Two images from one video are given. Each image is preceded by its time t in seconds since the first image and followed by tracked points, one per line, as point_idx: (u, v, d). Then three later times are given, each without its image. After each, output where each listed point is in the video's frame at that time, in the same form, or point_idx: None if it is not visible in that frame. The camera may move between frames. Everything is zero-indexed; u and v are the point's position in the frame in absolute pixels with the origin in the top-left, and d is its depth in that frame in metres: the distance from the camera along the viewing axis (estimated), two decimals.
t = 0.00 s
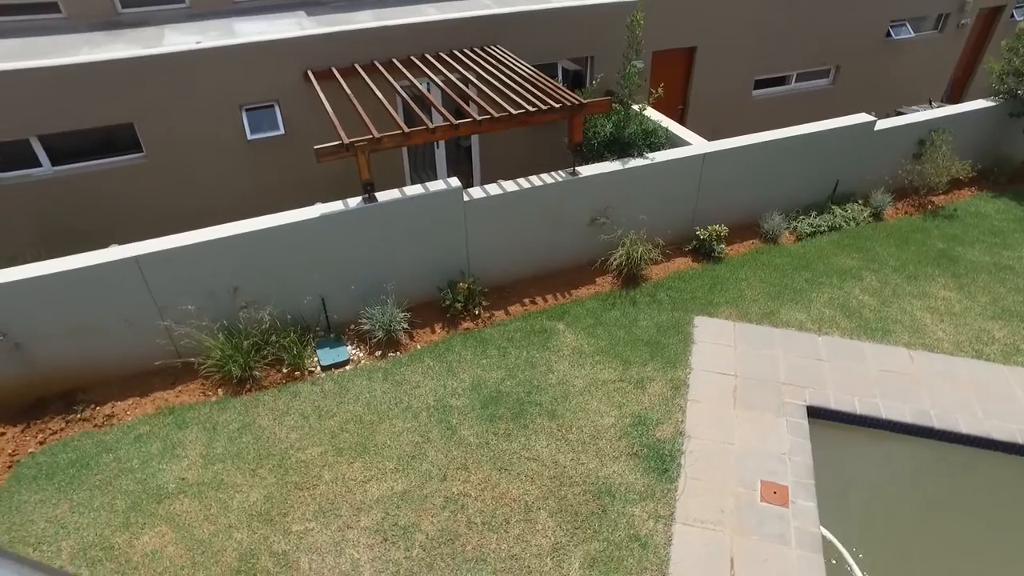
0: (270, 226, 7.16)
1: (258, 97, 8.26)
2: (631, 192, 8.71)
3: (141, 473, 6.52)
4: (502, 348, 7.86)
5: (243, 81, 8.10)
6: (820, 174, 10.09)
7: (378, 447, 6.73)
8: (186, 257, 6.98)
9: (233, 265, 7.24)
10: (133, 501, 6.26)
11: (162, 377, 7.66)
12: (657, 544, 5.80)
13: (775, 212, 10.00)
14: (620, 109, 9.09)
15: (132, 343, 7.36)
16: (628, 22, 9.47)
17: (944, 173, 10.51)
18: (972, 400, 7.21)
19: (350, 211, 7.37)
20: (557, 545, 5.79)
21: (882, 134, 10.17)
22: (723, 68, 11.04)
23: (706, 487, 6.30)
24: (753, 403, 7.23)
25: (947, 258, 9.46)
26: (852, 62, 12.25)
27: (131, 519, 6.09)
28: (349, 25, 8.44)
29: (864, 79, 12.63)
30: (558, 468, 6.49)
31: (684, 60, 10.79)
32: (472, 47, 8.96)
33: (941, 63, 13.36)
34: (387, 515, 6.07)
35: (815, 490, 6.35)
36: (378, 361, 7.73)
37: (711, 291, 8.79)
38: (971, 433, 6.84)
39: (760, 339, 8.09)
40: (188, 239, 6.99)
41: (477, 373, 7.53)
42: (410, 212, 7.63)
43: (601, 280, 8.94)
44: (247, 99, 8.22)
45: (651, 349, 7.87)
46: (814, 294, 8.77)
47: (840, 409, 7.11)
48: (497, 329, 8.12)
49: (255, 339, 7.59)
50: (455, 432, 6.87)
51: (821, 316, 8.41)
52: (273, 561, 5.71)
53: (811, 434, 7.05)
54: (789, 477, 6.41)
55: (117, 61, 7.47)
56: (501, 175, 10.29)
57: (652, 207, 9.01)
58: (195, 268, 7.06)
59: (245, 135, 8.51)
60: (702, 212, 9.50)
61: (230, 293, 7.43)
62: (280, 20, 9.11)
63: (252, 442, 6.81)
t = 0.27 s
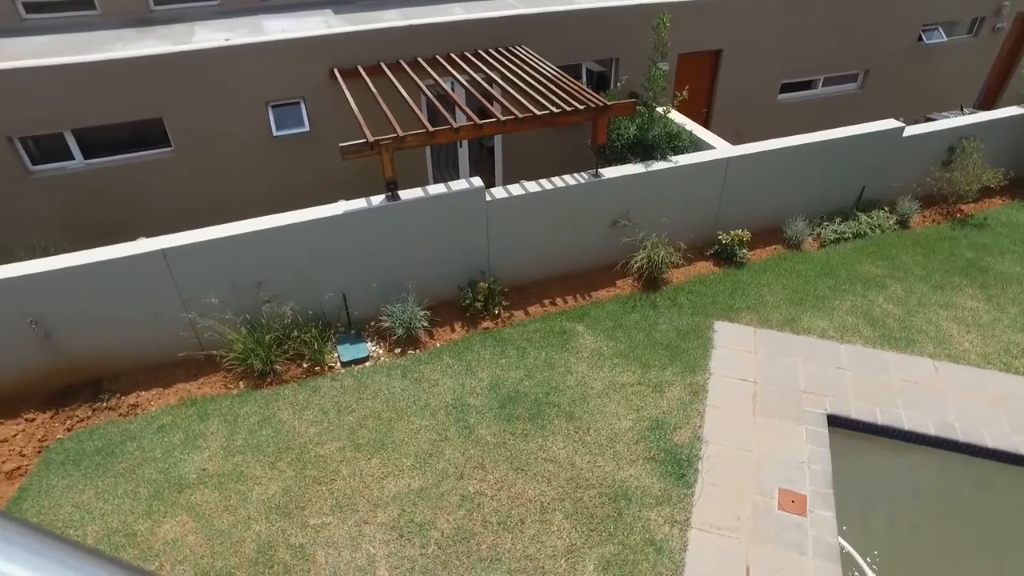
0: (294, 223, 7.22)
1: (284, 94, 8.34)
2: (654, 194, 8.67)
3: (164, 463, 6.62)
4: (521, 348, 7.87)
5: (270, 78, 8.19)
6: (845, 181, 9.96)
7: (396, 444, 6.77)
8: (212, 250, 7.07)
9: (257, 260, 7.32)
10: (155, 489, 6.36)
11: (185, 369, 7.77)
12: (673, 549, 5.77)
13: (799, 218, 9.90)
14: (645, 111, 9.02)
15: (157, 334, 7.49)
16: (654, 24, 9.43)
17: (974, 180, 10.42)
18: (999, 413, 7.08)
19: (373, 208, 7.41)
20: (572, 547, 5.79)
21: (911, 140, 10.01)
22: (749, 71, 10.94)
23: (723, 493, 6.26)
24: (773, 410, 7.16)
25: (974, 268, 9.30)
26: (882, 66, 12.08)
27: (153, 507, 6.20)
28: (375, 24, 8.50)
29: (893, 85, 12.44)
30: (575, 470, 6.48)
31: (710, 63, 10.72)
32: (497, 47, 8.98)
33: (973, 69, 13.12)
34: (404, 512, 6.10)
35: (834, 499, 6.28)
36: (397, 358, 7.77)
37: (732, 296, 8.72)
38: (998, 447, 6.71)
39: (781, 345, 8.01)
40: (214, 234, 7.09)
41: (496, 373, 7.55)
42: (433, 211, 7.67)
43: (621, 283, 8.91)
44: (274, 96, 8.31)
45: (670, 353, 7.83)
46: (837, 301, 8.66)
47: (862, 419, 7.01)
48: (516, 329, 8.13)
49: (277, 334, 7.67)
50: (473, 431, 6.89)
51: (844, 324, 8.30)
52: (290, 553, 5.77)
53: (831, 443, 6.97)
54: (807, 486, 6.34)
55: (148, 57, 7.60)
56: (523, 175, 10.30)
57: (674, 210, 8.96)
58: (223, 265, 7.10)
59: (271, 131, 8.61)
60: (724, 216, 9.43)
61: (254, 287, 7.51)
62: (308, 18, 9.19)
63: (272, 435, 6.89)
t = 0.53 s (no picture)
0: (317, 219, 7.29)
1: (309, 91, 8.42)
2: (676, 198, 8.62)
3: (185, 454, 6.72)
4: (540, 349, 7.87)
5: (296, 76, 8.27)
6: (871, 187, 9.83)
7: (413, 441, 6.80)
8: (236, 245, 7.16)
9: (280, 255, 7.39)
10: (176, 480, 6.45)
11: (207, 361, 7.88)
12: (688, 555, 5.74)
13: (823, 224, 9.78)
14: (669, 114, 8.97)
15: (181, 326, 7.61)
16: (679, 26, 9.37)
17: (1004, 190, 10.26)
18: None
19: (396, 207, 7.46)
20: (586, 549, 5.78)
21: (939, 147, 9.85)
22: (775, 75, 10.83)
23: (739, 500, 6.21)
24: (793, 418, 7.08)
25: (1003, 278, 9.12)
26: (911, 71, 11.88)
27: (174, 497, 6.29)
28: (401, 24, 8.54)
29: (923, 90, 12.24)
30: (591, 473, 6.47)
31: (735, 65, 10.63)
32: (521, 47, 8.98)
33: (1006, 74, 12.85)
34: (419, 509, 6.14)
35: (852, 510, 6.20)
36: (415, 356, 7.81)
37: (753, 301, 8.64)
38: None
39: (802, 353, 7.92)
40: (238, 229, 7.18)
41: (513, 373, 7.55)
42: (454, 210, 7.69)
43: (641, 286, 8.87)
44: (299, 94, 8.39)
45: (689, 358, 7.78)
46: (860, 309, 8.55)
47: (883, 430, 6.91)
48: (535, 330, 8.12)
49: (298, 329, 7.74)
50: (489, 431, 6.90)
51: (866, 333, 8.18)
52: (307, 546, 5.83)
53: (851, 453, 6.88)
54: (825, 496, 6.26)
55: (178, 53, 7.71)
56: (545, 176, 10.28)
57: (696, 214, 8.90)
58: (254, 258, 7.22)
59: (295, 128, 8.69)
60: (747, 220, 9.34)
61: (276, 282, 7.59)
62: (334, 17, 9.26)
63: (291, 429, 6.96)
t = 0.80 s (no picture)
0: (337, 217, 7.34)
1: (332, 89, 8.48)
2: (696, 201, 8.57)
3: (203, 446, 6.79)
4: (556, 350, 7.86)
5: (319, 74, 8.33)
6: (895, 193, 9.69)
7: (428, 439, 6.83)
8: (258, 241, 7.23)
9: (300, 252, 7.45)
10: (194, 472, 6.53)
11: (226, 355, 7.97)
12: (701, 561, 5.70)
13: (844, 230, 9.67)
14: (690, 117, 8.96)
15: (201, 320, 7.71)
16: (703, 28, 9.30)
17: None
18: None
19: (416, 206, 7.49)
20: (599, 552, 5.76)
21: (966, 154, 9.69)
22: (799, 79, 10.73)
23: (753, 507, 6.15)
24: (811, 425, 7.01)
25: None
26: (938, 76, 11.70)
27: (191, 488, 6.37)
28: (424, 23, 8.56)
29: (950, 95, 12.04)
30: (605, 476, 6.45)
31: (758, 68, 10.54)
32: (543, 48, 8.97)
33: None
34: (432, 507, 6.16)
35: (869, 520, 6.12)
36: (432, 355, 7.84)
37: (772, 307, 8.56)
38: None
39: (821, 360, 7.83)
40: (259, 225, 7.25)
41: (529, 374, 7.55)
42: (473, 210, 7.71)
43: (659, 289, 8.82)
44: (322, 92, 8.45)
45: (706, 363, 7.73)
46: (880, 317, 8.43)
47: (902, 440, 6.81)
48: (551, 332, 8.12)
49: (316, 325, 7.80)
50: (504, 431, 6.91)
51: (886, 342, 8.07)
52: (320, 542, 5.87)
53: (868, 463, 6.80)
54: (842, 506, 6.19)
55: (204, 50, 7.81)
56: (564, 177, 10.27)
57: (716, 218, 8.84)
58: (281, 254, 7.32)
59: (318, 126, 8.74)
60: (767, 225, 9.26)
61: (295, 279, 7.65)
62: (358, 15, 9.31)
63: (307, 425, 7.02)
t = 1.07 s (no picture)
0: (354, 215, 7.37)
1: (351, 88, 8.52)
2: (713, 205, 8.51)
3: (219, 440, 6.86)
4: (570, 352, 7.85)
5: (339, 73, 8.37)
6: (916, 199, 9.57)
7: (441, 438, 6.85)
8: (276, 238, 7.29)
9: (317, 249, 7.50)
10: (210, 465, 6.59)
11: (243, 350, 8.04)
12: (712, 567, 5.67)
13: (864, 236, 9.57)
14: (709, 121, 8.95)
15: (220, 315, 7.79)
16: (724, 30, 9.24)
17: None
18: None
19: (433, 205, 7.51)
20: (610, 555, 5.75)
21: (990, 161, 9.54)
22: (820, 83, 10.63)
23: (767, 514, 6.10)
24: (826, 433, 6.95)
25: None
26: (963, 81, 11.52)
27: (206, 482, 6.43)
28: (444, 23, 8.58)
29: (975, 101, 11.86)
30: (617, 479, 6.43)
31: (779, 72, 10.47)
32: (563, 50, 8.96)
33: None
34: (444, 506, 6.17)
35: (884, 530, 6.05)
36: (446, 354, 7.86)
37: (789, 312, 8.49)
38: None
39: (838, 367, 7.76)
40: (277, 222, 7.31)
41: (543, 375, 7.55)
42: (490, 210, 7.71)
43: (675, 292, 8.78)
44: (342, 90, 8.50)
45: (721, 367, 7.68)
46: (899, 325, 8.33)
47: (919, 450, 6.73)
48: (566, 333, 8.10)
49: (332, 322, 7.84)
50: (517, 432, 6.91)
51: (905, 350, 7.98)
52: (333, 538, 5.91)
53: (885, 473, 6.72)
54: (856, 515, 6.12)
55: (227, 48, 7.88)
56: (581, 178, 10.25)
57: (734, 222, 8.78)
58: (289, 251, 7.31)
59: (336, 124, 8.76)
60: (785, 230, 9.18)
61: (312, 276, 7.70)
62: (378, 15, 9.36)
63: (322, 421, 7.06)
